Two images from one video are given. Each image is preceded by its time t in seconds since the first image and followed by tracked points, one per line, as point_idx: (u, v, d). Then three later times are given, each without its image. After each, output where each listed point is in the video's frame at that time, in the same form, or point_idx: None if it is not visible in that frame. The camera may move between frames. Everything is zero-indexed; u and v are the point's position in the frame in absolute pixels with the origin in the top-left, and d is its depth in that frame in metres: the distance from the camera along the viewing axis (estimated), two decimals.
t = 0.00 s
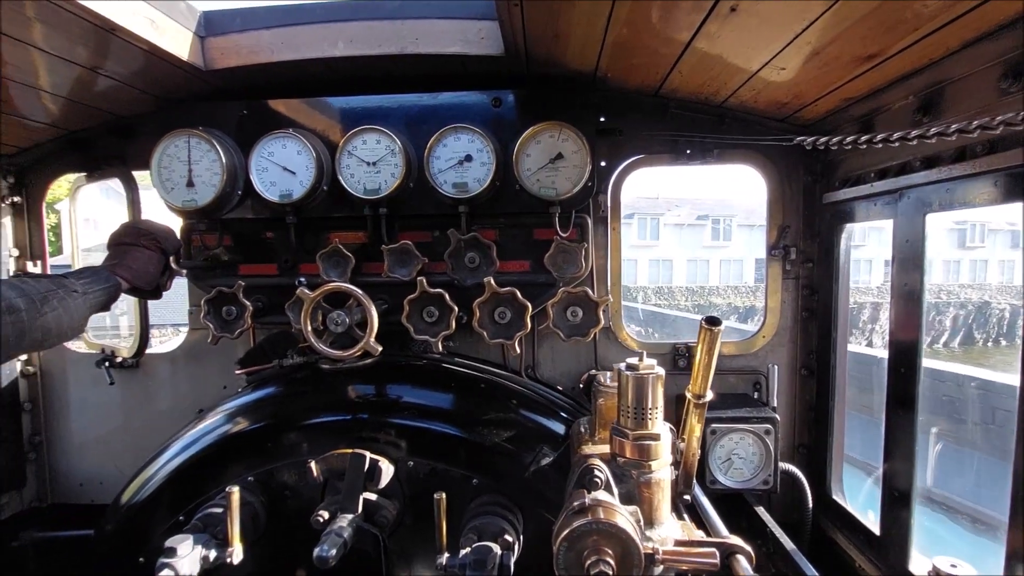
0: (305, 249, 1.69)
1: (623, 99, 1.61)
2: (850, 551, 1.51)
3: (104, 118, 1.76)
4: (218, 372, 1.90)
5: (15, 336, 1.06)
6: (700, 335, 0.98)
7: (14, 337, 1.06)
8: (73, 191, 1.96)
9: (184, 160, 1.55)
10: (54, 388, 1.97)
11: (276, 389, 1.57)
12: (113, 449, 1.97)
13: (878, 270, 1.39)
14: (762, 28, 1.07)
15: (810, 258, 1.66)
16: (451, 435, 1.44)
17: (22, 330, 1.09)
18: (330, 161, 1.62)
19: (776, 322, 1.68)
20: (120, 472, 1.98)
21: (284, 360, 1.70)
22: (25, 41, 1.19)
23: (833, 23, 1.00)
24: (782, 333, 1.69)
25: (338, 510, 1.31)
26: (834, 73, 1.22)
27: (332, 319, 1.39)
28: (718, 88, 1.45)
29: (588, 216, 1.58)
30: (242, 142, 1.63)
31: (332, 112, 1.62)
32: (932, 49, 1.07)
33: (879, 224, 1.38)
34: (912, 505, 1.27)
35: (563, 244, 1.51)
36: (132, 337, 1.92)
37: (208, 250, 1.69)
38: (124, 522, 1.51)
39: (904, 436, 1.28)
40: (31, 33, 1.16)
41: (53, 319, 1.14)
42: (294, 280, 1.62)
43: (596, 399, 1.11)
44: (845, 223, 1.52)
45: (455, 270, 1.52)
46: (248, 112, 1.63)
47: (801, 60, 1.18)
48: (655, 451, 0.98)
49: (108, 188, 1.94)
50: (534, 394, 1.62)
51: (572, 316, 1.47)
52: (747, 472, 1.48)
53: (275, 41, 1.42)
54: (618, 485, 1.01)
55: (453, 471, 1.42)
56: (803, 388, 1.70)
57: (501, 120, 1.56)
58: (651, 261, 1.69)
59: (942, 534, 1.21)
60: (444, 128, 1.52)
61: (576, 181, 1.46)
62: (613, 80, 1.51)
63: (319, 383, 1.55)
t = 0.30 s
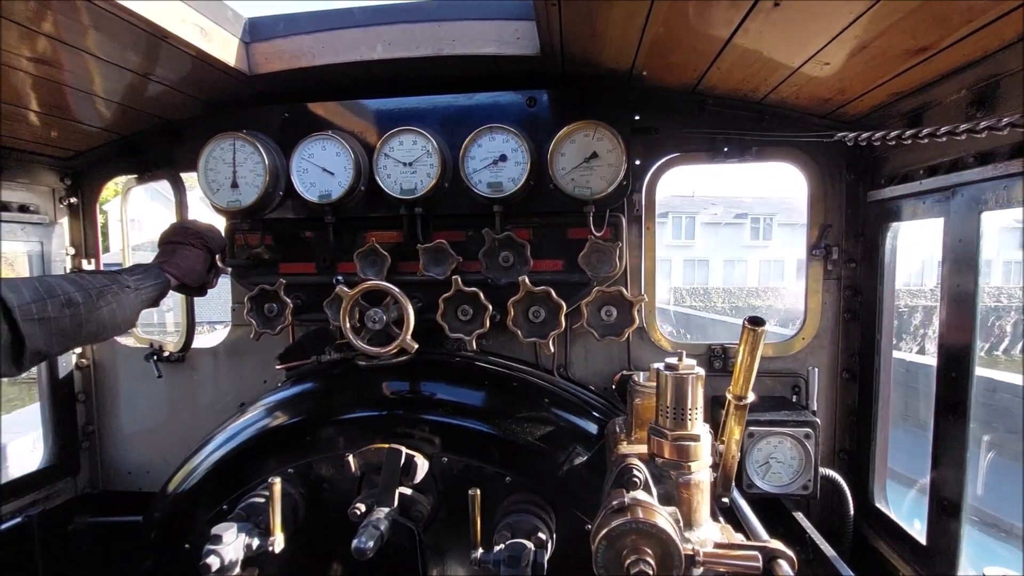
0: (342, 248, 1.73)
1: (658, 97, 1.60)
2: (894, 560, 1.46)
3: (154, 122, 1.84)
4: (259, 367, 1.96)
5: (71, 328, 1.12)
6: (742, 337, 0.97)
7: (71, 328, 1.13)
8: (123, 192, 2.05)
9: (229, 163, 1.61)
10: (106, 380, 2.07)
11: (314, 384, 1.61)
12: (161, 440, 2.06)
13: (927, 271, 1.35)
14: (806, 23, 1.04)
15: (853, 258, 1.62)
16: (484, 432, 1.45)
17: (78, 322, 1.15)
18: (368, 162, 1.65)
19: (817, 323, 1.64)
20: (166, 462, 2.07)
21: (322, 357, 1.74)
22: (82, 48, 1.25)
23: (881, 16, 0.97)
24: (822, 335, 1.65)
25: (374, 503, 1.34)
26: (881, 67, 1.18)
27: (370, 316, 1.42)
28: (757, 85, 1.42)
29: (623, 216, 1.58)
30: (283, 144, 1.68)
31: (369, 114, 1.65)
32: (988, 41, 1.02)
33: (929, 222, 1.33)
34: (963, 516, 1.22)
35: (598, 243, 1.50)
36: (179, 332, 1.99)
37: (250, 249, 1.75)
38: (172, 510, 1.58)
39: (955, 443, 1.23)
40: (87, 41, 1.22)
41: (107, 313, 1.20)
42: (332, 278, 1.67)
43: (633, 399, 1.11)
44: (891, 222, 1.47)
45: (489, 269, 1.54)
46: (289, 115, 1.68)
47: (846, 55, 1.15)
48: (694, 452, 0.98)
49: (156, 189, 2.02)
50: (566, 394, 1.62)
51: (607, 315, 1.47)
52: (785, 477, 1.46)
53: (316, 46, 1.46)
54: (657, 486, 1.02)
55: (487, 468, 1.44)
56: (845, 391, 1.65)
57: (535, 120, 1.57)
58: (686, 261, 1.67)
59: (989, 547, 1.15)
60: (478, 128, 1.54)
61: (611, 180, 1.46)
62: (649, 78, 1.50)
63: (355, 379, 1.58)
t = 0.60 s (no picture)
0: (376, 247, 1.76)
1: (693, 94, 1.58)
2: (937, 569, 1.42)
3: (197, 125, 1.91)
4: (296, 363, 2.01)
5: (123, 322, 1.18)
6: (783, 338, 0.99)
7: (123, 321, 1.18)
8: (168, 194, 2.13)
9: (268, 165, 1.66)
10: (151, 374, 2.16)
11: (347, 380, 1.63)
12: (201, 432, 2.13)
13: (980, 272, 1.28)
14: (849, 17, 1.02)
15: (896, 257, 1.57)
16: (515, 430, 1.44)
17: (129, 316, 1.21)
18: (401, 163, 1.68)
19: (857, 325, 1.60)
20: (206, 454, 2.14)
21: (355, 353, 1.76)
22: (132, 55, 1.31)
23: (930, 7, 0.94)
24: (862, 336, 1.61)
25: (407, 498, 1.36)
26: (927, 60, 1.15)
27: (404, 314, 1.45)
28: (796, 80, 1.40)
29: (655, 214, 1.57)
30: (320, 146, 1.73)
31: (403, 116, 1.69)
32: None
33: (978, 220, 1.28)
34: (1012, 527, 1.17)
35: (631, 242, 1.50)
36: (220, 329, 2.06)
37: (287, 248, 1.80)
38: (212, 500, 1.63)
39: (1005, 451, 1.18)
40: (135, 48, 1.28)
41: (155, 307, 1.25)
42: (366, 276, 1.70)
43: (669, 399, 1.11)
44: (937, 220, 1.42)
45: (521, 268, 1.54)
46: (326, 118, 1.72)
47: (891, 48, 1.12)
48: (733, 453, 0.98)
49: (199, 190, 2.10)
50: (597, 393, 1.61)
51: (639, 315, 1.48)
52: (823, 481, 1.42)
53: (352, 49, 1.49)
54: (693, 486, 1.02)
55: (517, 466, 1.44)
56: (887, 395, 1.60)
57: (567, 119, 1.57)
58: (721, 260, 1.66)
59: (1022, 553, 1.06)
60: (510, 128, 1.55)
61: (644, 179, 1.45)
62: (683, 75, 1.48)
63: (387, 375, 1.60)
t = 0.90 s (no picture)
0: (417, 248, 1.80)
1: (737, 93, 1.56)
2: None
3: (249, 132, 2.00)
4: (339, 360, 2.08)
5: (181, 297, 1.24)
6: (836, 342, 0.99)
7: (181, 297, 1.24)
8: (221, 197, 2.24)
9: (315, 168, 1.72)
10: (203, 369, 2.27)
11: (388, 378, 1.67)
12: (249, 425, 2.22)
13: None
14: (906, 11, 0.98)
15: (953, 258, 1.51)
16: (554, 430, 1.44)
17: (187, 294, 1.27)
18: (443, 165, 1.72)
19: (911, 328, 1.55)
20: (253, 447, 2.23)
21: (397, 351, 1.79)
22: (188, 64, 1.38)
23: None
24: (916, 340, 1.55)
25: (448, 494, 1.37)
26: (991, 53, 1.10)
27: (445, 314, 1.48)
28: (847, 76, 1.36)
29: (698, 215, 1.55)
30: (365, 150, 1.78)
31: (445, 118, 1.72)
32: None
33: None
34: None
35: (672, 242, 1.48)
36: (268, 327, 2.14)
37: (332, 249, 1.85)
38: (261, 491, 1.70)
39: None
40: (192, 57, 1.34)
41: (210, 284, 1.31)
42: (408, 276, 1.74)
43: (714, 401, 1.14)
44: (998, 220, 1.35)
45: (561, 269, 1.55)
46: (370, 122, 1.77)
47: (950, 41, 1.07)
48: (783, 458, 0.99)
49: (249, 193, 2.20)
50: (636, 395, 1.60)
51: (681, 316, 1.48)
52: (874, 491, 1.38)
53: (396, 55, 1.53)
54: (741, 491, 1.03)
55: (557, 466, 1.44)
56: (943, 402, 1.54)
57: (608, 120, 1.58)
58: (767, 262, 1.64)
59: None
60: (551, 129, 1.56)
61: (687, 179, 1.44)
62: (728, 72, 1.46)
63: (429, 373, 1.63)
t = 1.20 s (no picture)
0: (450, 251, 1.83)
1: (774, 93, 1.54)
2: None
3: (287, 138, 2.06)
4: (371, 361, 2.12)
5: (237, 314, 1.28)
6: (883, 348, 0.97)
7: (237, 315, 1.28)
8: (261, 201, 2.32)
9: (352, 172, 1.76)
10: (241, 367, 2.35)
11: (420, 379, 1.69)
12: (284, 423, 2.29)
13: None
14: (958, 8, 0.95)
15: (1005, 263, 1.45)
16: (585, 433, 1.44)
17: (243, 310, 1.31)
18: (476, 169, 1.74)
19: (959, 335, 1.50)
20: (288, 444, 2.29)
21: (429, 352, 1.81)
22: (231, 71, 1.43)
23: None
24: (964, 348, 1.49)
25: (480, 495, 1.38)
26: None
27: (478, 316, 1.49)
28: (891, 74, 1.32)
29: (733, 218, 1.53)
30: (400, 154, 1.82)
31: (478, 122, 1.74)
32: None
33: None
34: None
35: (707, 246, 1.47)
36: (304, 327, 2.20)
37: (366, 251, 1.88)
38: (296, 487, 1.74)
39: None
40: (231, 62, 1.37)
41: (264, 302, 1.35)
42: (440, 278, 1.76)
43: (751, 407, 1.14)
44: None
45: (593, 272, 1.55)
46: (405, 127, 1.81)
47: (1004, 37, 1.03)
48: (825, 466, 0.99)
49: (288, 197, 2.27)
50: (668, 399, 1.59)
51: (717, 320, 1.46)
52: (920, 503, 1.33)
53: (431, 61, 1.55)
54: (781, 498, 1.03)
55: (589, 469, 1.43)
56: (993, 413, 1.48)
57: (641, 122, 1.58)
58: (808, 266, 1.62)
59: None
60: (584, 132, 1.56)
61: (723, 181, 1.42)
62: (766, 72, 1.44)
63: (461, 374, 1.64)
